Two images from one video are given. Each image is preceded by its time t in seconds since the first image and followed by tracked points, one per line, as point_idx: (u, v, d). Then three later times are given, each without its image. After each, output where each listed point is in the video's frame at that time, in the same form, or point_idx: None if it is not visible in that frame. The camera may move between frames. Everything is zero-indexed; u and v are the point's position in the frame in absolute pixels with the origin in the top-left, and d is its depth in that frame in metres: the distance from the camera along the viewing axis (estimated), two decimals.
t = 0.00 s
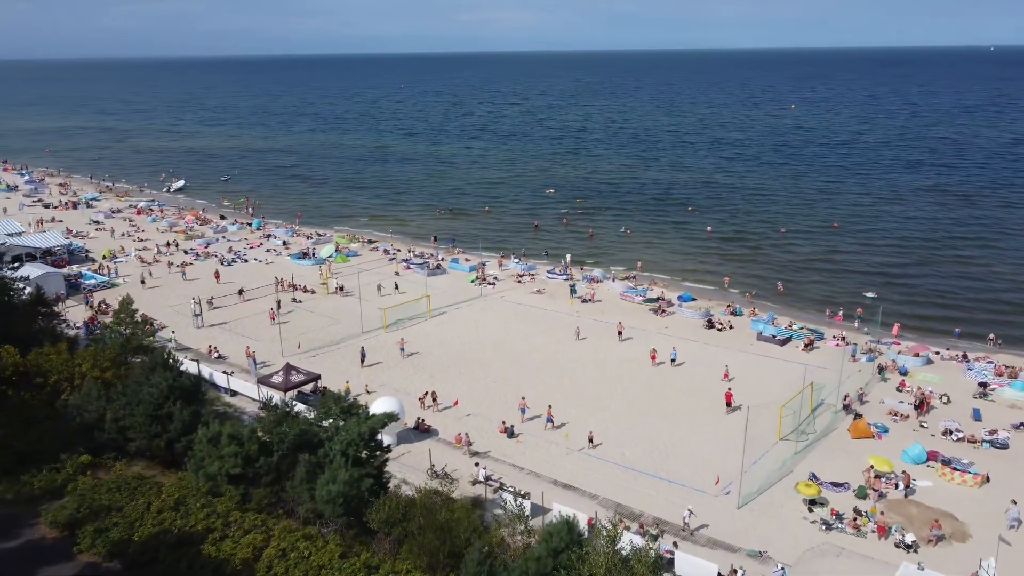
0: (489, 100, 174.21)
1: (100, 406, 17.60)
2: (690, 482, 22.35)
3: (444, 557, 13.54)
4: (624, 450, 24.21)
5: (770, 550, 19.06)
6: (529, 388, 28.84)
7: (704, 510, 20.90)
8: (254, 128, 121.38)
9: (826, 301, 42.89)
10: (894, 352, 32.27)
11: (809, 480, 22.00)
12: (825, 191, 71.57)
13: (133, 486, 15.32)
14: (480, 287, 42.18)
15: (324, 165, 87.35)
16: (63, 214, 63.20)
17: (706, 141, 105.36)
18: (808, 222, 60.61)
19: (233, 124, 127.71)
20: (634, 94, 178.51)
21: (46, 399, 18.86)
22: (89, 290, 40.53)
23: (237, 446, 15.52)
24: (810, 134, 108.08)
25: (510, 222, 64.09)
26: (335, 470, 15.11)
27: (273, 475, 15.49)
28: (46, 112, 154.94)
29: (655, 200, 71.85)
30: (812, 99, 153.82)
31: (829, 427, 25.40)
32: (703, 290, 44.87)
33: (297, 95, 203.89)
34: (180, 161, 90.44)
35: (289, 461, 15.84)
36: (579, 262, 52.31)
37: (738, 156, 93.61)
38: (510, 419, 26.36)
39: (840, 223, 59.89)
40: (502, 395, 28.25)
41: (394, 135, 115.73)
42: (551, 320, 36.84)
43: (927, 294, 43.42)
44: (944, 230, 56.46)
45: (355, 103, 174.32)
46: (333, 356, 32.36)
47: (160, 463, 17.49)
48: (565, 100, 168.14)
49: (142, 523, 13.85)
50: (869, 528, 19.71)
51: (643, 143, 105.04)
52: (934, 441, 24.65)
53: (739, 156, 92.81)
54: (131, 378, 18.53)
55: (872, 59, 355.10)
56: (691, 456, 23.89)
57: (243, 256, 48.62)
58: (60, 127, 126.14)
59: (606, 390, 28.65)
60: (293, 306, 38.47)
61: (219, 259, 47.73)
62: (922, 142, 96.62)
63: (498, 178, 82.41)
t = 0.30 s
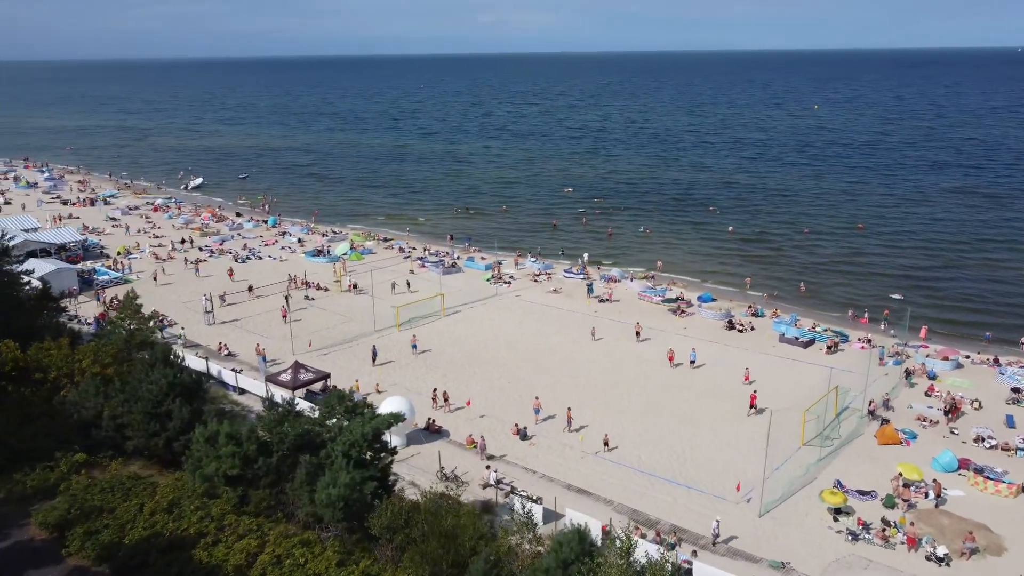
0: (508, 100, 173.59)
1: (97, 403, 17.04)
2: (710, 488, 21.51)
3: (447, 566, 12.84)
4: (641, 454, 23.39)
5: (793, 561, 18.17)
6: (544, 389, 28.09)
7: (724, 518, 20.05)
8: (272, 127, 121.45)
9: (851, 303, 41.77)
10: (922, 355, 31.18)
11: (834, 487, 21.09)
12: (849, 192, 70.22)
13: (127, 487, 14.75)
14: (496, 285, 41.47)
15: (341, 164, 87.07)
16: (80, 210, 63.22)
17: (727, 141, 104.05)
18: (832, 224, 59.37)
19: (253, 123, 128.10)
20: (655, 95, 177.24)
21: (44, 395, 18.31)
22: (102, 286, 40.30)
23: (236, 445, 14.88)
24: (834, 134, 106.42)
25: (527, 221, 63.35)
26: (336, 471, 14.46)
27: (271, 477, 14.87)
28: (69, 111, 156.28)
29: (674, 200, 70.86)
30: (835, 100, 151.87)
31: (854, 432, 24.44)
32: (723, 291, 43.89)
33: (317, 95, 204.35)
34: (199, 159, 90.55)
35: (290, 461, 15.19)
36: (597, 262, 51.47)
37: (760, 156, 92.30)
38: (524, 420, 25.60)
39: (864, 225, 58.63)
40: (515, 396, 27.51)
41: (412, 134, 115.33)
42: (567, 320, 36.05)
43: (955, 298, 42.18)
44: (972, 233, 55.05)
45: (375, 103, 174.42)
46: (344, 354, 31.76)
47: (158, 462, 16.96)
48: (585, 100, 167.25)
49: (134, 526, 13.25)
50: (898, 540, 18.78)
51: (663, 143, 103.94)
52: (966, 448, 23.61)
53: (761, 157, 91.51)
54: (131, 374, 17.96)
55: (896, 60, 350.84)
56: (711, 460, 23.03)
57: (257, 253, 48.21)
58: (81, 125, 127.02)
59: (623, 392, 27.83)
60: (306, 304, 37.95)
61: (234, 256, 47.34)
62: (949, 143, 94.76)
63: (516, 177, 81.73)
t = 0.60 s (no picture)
0: (528, 100, 172.90)
1: (94, 398, 16.47)
2: (729, 494, 20.63)
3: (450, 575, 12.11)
4: (658, 457, 22.56)
5: (818, 572, 17.25)
6: (559, 389, 27.32)
7: (745, 526, 19.17)
8: (292, 126, 121.34)
9: (876, 305, 40.63)
10: (951, 358, 30.09)
11: (861, 494, 20.15)
12: (874, 193, 68.84)
13: (120, 485, 14.13)
14: (512, 284, 40.75)
15: (359, 162, 86.74)
16: (98, 207, 63.22)
17: (749, 141, 102.68)
18: (857, 224, 58.16)
19: (273, 121, 128.21)
20: (676, 95, 175.88)
21: (43, 390, 17.80)
22: (115, 281, 40.00)
23: (232, 443, 14.24)
24: (858, 134, 104.72)
25: (545, 220, 62.57)
26: (337, 473, 13.78)
27: (269, 477, 14.22)
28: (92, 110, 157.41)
29: (695, 199, 69.80)
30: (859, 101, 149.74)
31: (883, 436, 23.47)
32: (744, 291, 42.94)
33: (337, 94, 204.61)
34: (218, 157, 90.52)
35: (290, 461, 14.57)
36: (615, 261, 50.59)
37: (782, 156, 90.93)
38: (537, 421, 24.83)
39: (890, 226, 57.31)
40: (529, 396, 26.75)
41: (431, 133, 114.92)
42: (584, 319, 35.25)
43: (985, 301, 40.93)
44: (1002, 235, 53.61)
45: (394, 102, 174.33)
46: (356, 352, 31.14)
47: (156, 461, 16.41)
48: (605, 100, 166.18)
49: (123, 527, 12.61)
50: (930, 551, 17.84)
51: (683, 143, 102.81)
52: (999, 456, 22.58)
53: (783, 157, 90.20)
54: (131, 370, 17.41)
55: (920, 61, 346.63)
56: (731, 465, 22.17)
57: (272, 250, 47.79)
58: (103, 124, 127.73)
59: (641, 393, 26.99)
60: (319, 301, 37.42)
61: (248, 253, 46.93)
62: (977, 144, 92.89)
63: (534, 176, 80.98)
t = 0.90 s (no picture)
0: (546, 100, 172.13)
1: (90, 393, 15.89)
2: (749, 500, 19.77)
3: None
4: (676, 461, 21.74)
5: None
6: (575, 389, 26.56)
7: (767, 533, 18.32)
8: (310, 124, 121.35)
9: (902, 306, 39.54)
10: (982, 361, 29.02)
11: (889, 502, 19.22)
12: (898, 193, 67.54)
13: (111, 484, 13.51)
14: (527, 282, 40.05)
15: (376, 160, 86.38)
16: (114, 203, 63.17)
17: (770, 141, 101.35)
18: (882, 224, 56.95)
19: (291, 120, 128.23)
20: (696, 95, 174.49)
21: (39, 383, 17.26)
22: (128, 276, 39.69)
23: (228, 440, 13.63)
24: (882, 134, 103.08)
25: (563, 218, 61.80)
26: (336, 473, 13.14)
27: (266, 477, 13.56)
28: (114, 108, 158.42)
29: (715, 199, 68.78)
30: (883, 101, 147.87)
31: (911, 440, 22.51)
32: (766, 291, 41.95)
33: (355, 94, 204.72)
34: (235, 154, 90.49)
35: (289, 460, 13.93)
36: (633, 260, 49.73)
37: (804, 155, 89.64)
38: (551, 422, 24.07)
39: (916, 226, 56.08)
40: (544, 396, 25.99)
41: (449, 132, 114.45)
42: (600, 318, 34.47)
43: (1015, 304, 39.75)
44: None
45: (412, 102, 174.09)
46: (366, 349, 30.55)
47: (153, 458, 15.78)
48: (624, 100, 165.05)
49: (111, 527, 11.98)
50: (963, 563, 16.92)
51: (704, 142, 101.66)
52: None
53: (805, 156, 88.87)
54: (129, 364, 16.85)
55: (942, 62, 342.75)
56: (752, 470, 21.30)
57: (286, 246, 47.35)
58: (123, 122, 128.29)
59: (659, 394, 26.16)
60: (330, 298, 36.84)
61: (262, 249, 46.50)
62: (1003, 144, 91.17)
63: (552, 175, 80.24)
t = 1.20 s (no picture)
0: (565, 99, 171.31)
1: (85, 386, 15.35)
2: (771, 506, 18.92)
3: None
4: (694, 463, 20.94)
5: None
6: (590, 389, 25.79)
7: (789, 540, 17.48)
8: (328, 122, 121.36)
9: (929, 308, 38.42)
10: (1014, 364, 27.91)
11: (918, 509, 18.31)
12: (924, 192, 66.15)
13: (101, 481, 12.92)
14: (543, 279, 39.31)
15: (394, 158, 86.03)
16: (131, 198, 63.15)
17: (792, 140, 99.94)
18: (907, 224, 55.71)
19: (309, 118, 128.22)
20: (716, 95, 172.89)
21: (35, 375, 16.74)
22: (140, 271, 39.38)
23: (224, 436, 13.03)
24: (906, 134, 101.34)
25: (580, 216, 61.01)
26: (335, 472, 12.52)
27: (262, 476, 12.94)
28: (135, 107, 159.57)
29: (736, 198, 67.71)
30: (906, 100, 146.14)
31: (940, 445, 21.58)
32: (787, 290, 40.93)
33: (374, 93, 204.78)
34: (253, 152, 90.40)
35: (287, 458, 13.31)
36: (652, 258, 48.84)
37: (827, 155, 88.24)
38: (565, 422, 23.33)
39: (942, 226, 54.78)
40: (558, 396, 25.24)
41: (467, 130, 113.96)
42: (617, 316, 33.68)
43: None
44: None
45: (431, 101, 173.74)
46: (377, 346, 29.95)
47: (149, 455, 15.23)
48: (643, 100, 163.80)
49: (96, 527, 11.37)
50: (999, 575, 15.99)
51: (724, 141, 100.45)
52: None
53: (828, 156, 87.50)
54: (128, 357, 16.32)
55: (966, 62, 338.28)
56: (773, 474, 20.44)
57: (299, 242, 46.92)
58: (143, 120, 128.87)
59: (677, 395, 25.34)
60: (342, 294, 36.29)
61: (275, 244, 46.08)
62: None
63: (570, 173, 79.41)
